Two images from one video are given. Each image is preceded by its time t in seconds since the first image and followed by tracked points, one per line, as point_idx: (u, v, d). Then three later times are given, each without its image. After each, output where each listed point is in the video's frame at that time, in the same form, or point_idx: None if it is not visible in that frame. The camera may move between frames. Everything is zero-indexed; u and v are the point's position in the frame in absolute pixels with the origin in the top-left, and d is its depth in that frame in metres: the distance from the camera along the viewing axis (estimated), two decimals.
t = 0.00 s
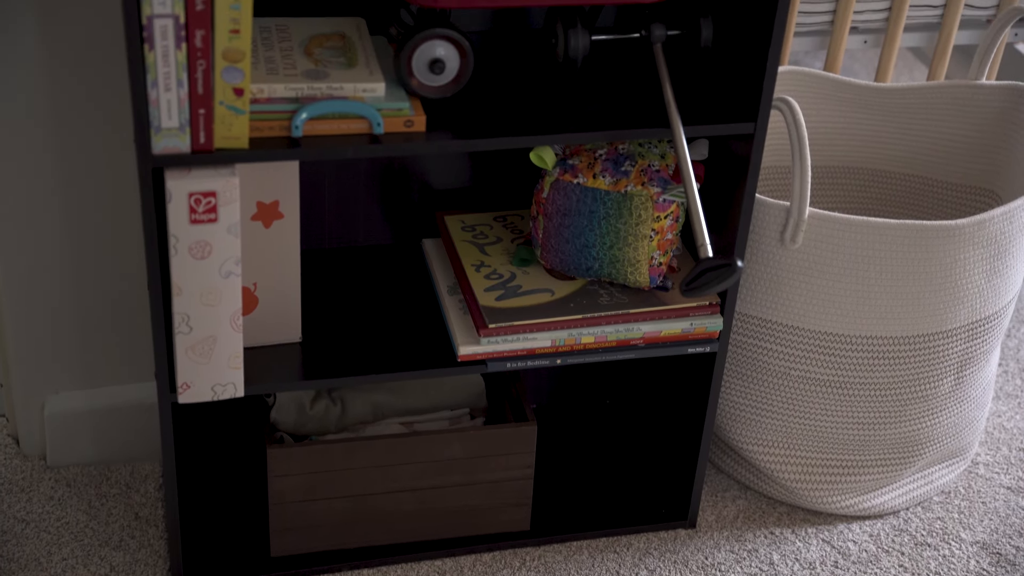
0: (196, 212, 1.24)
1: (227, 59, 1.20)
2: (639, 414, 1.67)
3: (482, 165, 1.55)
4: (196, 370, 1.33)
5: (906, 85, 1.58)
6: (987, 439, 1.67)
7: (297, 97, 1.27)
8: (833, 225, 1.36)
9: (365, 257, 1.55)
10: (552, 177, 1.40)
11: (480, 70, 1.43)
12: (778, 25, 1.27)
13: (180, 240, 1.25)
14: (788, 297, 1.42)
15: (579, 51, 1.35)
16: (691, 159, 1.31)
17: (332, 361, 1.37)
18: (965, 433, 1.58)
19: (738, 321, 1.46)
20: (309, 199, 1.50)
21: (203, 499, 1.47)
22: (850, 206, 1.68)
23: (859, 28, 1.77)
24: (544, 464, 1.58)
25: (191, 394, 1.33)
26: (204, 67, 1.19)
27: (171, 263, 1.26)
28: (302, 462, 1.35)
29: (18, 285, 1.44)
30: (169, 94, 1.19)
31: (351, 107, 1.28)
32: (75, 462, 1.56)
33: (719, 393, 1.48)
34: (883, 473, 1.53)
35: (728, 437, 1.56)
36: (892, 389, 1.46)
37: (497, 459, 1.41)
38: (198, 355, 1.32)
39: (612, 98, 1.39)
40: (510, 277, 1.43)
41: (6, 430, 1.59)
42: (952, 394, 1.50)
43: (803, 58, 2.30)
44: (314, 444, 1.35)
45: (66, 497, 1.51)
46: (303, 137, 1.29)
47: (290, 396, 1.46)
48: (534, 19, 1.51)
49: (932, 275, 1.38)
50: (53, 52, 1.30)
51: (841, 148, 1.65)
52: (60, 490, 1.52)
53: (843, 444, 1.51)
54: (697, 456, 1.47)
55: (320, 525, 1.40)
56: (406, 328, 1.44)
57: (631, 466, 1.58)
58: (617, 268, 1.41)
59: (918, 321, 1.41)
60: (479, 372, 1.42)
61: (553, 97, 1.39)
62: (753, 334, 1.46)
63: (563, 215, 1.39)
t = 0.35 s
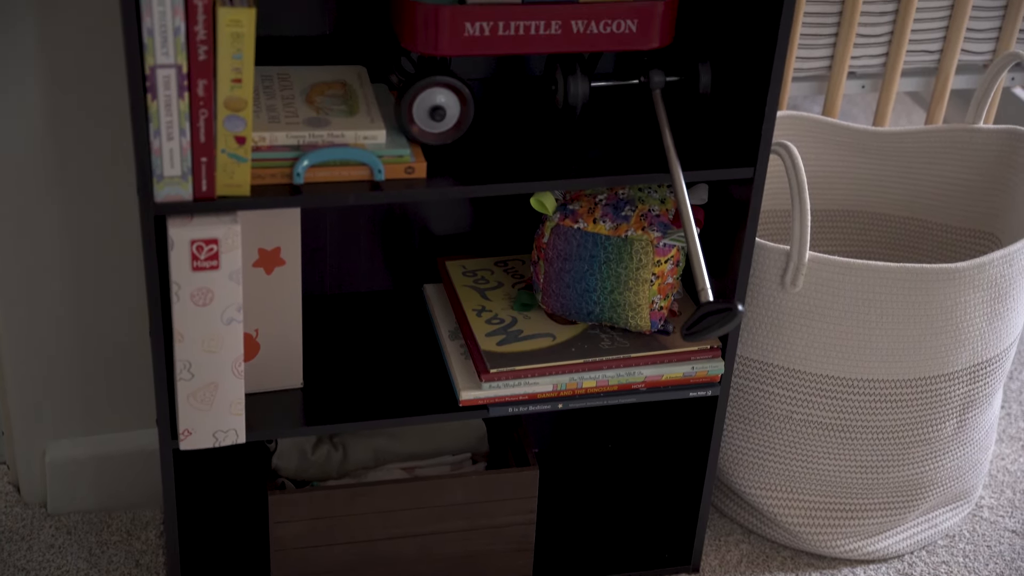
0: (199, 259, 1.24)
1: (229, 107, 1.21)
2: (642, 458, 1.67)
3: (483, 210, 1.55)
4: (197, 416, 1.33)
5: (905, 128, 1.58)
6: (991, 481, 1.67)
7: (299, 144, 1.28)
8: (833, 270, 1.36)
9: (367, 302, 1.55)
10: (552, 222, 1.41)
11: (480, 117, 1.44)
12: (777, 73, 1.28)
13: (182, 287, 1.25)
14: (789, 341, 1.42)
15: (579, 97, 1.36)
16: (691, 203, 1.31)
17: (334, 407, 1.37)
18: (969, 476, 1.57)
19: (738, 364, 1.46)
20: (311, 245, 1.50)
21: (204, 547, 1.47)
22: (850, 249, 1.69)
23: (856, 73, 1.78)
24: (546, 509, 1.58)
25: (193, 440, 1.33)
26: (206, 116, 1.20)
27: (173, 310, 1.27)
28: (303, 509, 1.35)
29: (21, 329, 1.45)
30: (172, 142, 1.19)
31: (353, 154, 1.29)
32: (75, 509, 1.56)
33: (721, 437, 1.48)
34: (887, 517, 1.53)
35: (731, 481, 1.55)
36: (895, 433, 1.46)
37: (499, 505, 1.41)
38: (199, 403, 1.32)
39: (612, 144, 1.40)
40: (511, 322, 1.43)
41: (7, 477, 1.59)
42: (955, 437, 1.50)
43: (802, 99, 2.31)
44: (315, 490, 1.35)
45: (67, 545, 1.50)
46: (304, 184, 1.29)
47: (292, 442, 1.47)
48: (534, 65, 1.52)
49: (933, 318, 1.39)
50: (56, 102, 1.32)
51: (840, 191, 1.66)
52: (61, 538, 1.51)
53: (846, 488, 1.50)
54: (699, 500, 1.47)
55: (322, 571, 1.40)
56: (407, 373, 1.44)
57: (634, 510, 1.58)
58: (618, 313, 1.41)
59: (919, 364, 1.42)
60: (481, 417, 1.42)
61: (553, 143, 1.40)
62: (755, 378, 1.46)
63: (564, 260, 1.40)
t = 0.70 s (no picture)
0: (200, 287, 1.25)
1: (230, 137, 1.21)
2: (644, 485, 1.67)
3: (484, 238, 1.56)
4: (199, 445, 1.33)
5: (904, 155, 1.59)
6: (994, 508, 1.67)
7: (300, 173, 1.29)
8: (834, 296, 1.37)
9: (369, 330, 1.55)
10: (553, 249, 1.41)
11: (480, 144, 1.45)
12: (776, 101, 1.29)
13: (184, 315, 1.26)
14: (790, 368, 1.42)
15: (579, 124, 1.37)
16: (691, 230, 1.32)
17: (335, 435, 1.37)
18: (972, 502, 1.57)
19: (740, 390, 1.46)
20: (312, 274, 1.51)
21: None
22: (851, 276, 1.69)
23: (855, 99, 1.79)
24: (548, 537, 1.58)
25: (194, 468, 1.33)
26: (207, 145, 1.20)
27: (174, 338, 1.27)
28: (305, 537, 1.34)
29: (22, 356, 1.46)
30: (173, 171, 1.20)
31: (354, 182, 1.29)
32: (76, 538, 1.56)
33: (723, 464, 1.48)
34: (891, 544, 1.52)
35: (733, 508, 1.55)
36: (897, 459, 1.46)
37: (501, 533, 1.41)
38: (201, 431, 1.32)
39: (612, 171, 1.40)
40: (512, 349, 1.43)
41: (8, 506, 1.59)
42: (957, 463, 1.50)
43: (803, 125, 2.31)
44: (317, 518, 1.34)
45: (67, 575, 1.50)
46: (306, 212, 1.30)
47: (293, 472, 1.47)
48: (534, 93, 1.52)
49: (934, 344, 1.39)
50: (58, 131, 1.34)
51: (840, 217, 1.66)
52: (61, 568, 1.51)
53: (848, 515, 1.50)
54: (702, 528, 1.47)
55: None
56: (409, 400, 1.44)
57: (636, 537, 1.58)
58: (619, 340, 1.41)
59: (920, 390, 1.41)
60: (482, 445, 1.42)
61: (553, 171, 1.40)
62: (756, 405, 1.46)
63: (565, 287, 1.40)
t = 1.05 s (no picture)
0: (201, 319, 1.25)
1: (232, 169, 1.21)
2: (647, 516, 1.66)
3: (485, 269, 1.56)
4: (200, 477, 1.33)
5: (904, 185, 1.59)
6: (998, 538, 1.66)
7: (301, 206, 1.29)
8: (835, 327, 1.37)
9: (370, 361, 1.55)
10: (553, 280, 1.41)
11: (481, 176, 1.45)
12: (775, 134, 1.29)
13: (185, 347, 1.26)
14: (792, 398, 1.42)
15: (579, 156, 1.37)
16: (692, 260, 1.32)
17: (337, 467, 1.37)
18: (976, 533, 1.56)
19: (742, 420, 1.46)
20: (313, 306, 1.51)
21: None
22: (852, 305, 1.69)
23: (854, 129, 1.79)
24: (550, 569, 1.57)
25: (195, 501, 1.32)
26: (209, 178, 1.20)
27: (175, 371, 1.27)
28: (306, 570, 1.34)
29: (23, 388, 1.46)
30: (175, 205, 1.20)
31: (356, 214, 1.30)
32: (76, 571, 1.56)
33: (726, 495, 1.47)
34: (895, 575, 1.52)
35: (736, 539, 1.54)
36: (899, 490, 1.46)
37: (503, 565, 1.40)
38: (202, 463, 1.32)
39: (612, 202, 1.41)
40: (513, 380, 1.43)
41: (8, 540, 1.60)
42: (960, 493, 1.50)
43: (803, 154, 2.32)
44: (317, 551, 1.34)
45: None
46: (307, 244, 1.30)
47: (294, 504, 1.48)
48: (534, 125, 1.53)
49: (936, 374, 1.39)
50: (61, 163, 1.35)
51: (840, 247, 1.66)
52: None
53: (852, 546, 1.49)
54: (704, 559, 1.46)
55: None
56: (410, 432, 1.44)
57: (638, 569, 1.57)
58: (620, 370, 1.41)
59: (922, 421, 1.41)
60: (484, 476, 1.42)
61: (554, 202, 1.40)
62: (758, 435, 1.46)
63: (566, 317, 1.40)
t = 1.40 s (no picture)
0: (203, 347, 1.25)
1: (233, 197, 1.21)
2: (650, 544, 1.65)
3: (486, 295, 1.56)
4: (201, 505, 1.32)
5: (904, 210, 1.60)
6: (1002, 564, 1.66)
7: (302, 233, 1.29)
8: (836, 352, 1.37)
9: (371, 387, 1.55)
10: (554, 306, 1.41)
11: (481, 203, 1.45)
12: (774, 161, 1.29)
13: (186, 375, 1.26)
14: (793, 423, 1.42)
15: (579, 182, 1.38)
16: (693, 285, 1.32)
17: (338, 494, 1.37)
18: (979, 558, 1.56)
19: (744, 446, 1.46)
20: (314, 333, 1.52)
21: None
22: (853, 330, 1.69)
23: (853, 154, 1.79)
24: None
25: (196, 529, 1.32)
26: (210, 206, 1.21)
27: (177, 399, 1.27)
28: None
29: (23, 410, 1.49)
30: (176, 232, 1.21)
31: (358, 241, 1.30)
32: None
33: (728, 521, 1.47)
34: None
35: (738, 565, 1.54)
36: (902, 515, 1.45)
37: None
38: (202, 491, 1.31)
39: (613, 229, 1.41)
40: (514, 407, 1.43)
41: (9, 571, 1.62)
42: (963, 519, 1.49)
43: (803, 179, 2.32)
44: None
45: None
46: (308, 271, 1.30)
47: (294, 532, 1.50)
48: (534, 152, 1.53)
49: (937, 399, 1.38)
50: (63, 185, 1.39)
51: (840, 272, 1.67)
52: None
53: (854, 572, 1.49)
54: None
55: None
56: (411, 458, 1.43)
57: None
58: (622, 396, 1.41)
59: (924, 446, 1.41)
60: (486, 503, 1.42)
61: (554, 229, 1.41)
62: (760, 461, 1.46)
63: (567, 343, 1.40)
